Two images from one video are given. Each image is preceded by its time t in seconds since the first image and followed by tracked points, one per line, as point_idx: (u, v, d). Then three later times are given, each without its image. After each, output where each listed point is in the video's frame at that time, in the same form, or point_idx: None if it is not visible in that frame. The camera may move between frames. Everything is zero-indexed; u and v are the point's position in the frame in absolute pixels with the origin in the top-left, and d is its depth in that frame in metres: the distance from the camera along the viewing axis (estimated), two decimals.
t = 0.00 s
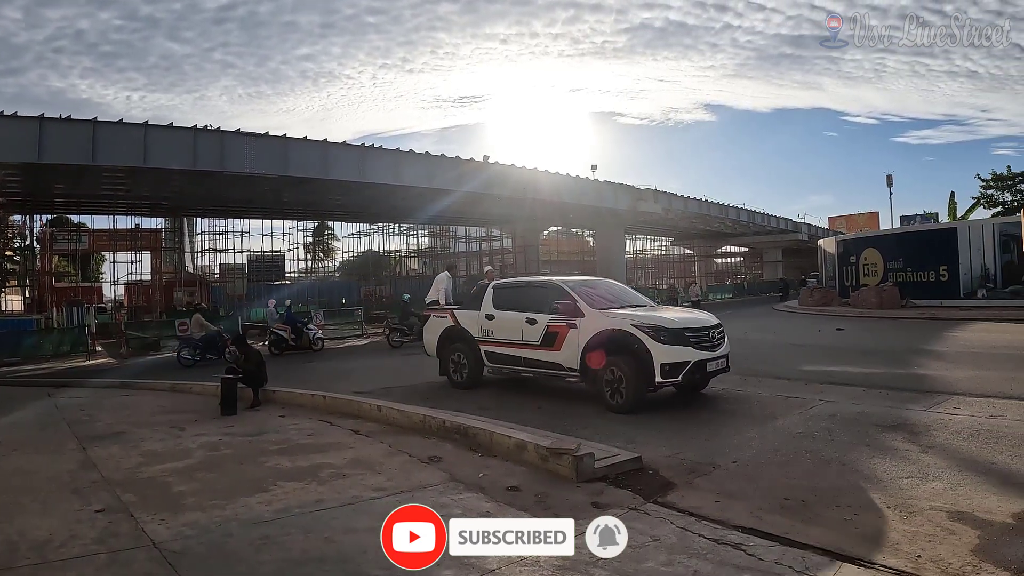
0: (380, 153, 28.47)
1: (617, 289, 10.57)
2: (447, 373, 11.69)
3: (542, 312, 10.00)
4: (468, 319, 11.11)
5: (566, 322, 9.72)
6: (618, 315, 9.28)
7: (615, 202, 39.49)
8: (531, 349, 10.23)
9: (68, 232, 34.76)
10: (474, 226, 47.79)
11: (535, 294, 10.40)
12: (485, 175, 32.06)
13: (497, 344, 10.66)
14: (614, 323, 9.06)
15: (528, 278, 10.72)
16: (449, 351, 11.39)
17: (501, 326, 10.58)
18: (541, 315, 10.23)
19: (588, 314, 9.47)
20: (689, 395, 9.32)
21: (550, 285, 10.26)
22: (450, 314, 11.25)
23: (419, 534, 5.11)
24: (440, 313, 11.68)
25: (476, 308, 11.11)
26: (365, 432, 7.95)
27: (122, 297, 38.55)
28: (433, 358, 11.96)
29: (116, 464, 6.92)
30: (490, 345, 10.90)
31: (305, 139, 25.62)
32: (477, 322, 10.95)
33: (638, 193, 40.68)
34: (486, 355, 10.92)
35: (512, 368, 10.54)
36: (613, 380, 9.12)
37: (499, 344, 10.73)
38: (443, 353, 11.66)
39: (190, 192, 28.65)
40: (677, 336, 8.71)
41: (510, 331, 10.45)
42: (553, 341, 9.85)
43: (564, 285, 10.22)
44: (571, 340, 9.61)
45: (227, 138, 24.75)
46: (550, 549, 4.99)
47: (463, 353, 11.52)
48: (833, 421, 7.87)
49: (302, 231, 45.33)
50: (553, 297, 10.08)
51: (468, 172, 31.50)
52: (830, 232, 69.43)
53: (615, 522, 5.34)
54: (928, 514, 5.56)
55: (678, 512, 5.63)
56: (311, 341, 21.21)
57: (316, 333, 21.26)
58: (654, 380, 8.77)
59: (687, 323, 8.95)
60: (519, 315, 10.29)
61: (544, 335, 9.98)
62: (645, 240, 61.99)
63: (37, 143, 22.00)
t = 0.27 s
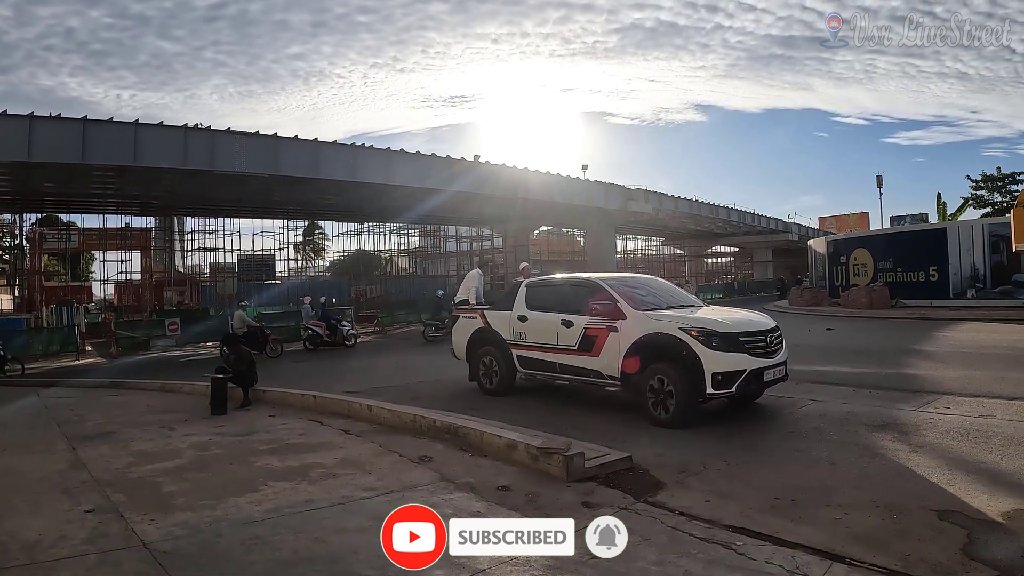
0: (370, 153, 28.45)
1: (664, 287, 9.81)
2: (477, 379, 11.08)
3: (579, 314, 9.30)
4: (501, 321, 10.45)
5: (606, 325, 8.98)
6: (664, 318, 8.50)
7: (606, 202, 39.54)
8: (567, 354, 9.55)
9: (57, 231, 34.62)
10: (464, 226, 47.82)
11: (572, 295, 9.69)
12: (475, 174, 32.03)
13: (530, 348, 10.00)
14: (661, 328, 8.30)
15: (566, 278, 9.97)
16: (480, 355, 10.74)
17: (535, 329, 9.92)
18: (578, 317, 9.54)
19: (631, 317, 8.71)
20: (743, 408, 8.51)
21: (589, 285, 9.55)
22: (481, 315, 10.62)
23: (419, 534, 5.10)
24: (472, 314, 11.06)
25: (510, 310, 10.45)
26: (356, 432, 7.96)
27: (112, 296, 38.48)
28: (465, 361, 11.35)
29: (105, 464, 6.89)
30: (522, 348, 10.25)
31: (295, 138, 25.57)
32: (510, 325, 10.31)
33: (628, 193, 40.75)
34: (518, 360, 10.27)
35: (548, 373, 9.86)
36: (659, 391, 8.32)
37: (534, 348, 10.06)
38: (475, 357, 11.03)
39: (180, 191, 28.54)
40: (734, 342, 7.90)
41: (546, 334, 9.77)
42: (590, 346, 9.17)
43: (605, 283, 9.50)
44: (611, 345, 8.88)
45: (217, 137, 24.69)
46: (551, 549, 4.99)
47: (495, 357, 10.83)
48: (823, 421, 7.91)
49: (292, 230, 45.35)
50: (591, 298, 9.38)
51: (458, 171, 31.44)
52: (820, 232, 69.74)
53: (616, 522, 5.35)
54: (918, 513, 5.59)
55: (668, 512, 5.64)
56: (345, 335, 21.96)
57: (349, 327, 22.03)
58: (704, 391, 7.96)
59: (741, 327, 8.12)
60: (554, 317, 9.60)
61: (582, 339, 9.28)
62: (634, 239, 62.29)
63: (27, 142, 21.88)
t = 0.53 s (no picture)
0: (361, 152, 28.42)
1: (727, 284, 8.85)
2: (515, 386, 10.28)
3: (633, 316, 8.42)
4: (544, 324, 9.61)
5: (664, 329, 8.08)
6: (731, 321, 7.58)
7: (596, 201, 39.63)
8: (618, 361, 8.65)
9: (46, 230, 34.49)
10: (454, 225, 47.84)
11: (624, 294, 8.83)
12: (464, 173, 31.99)
13: (576, 354, 9.14)
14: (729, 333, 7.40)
15: (616, 275, 9.07)
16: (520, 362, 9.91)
17: (583, 333, 9.05)
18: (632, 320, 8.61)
19: (693, 321, 7.80)
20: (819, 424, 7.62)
21: (643, 283, 8.67)
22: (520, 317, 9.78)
23: (419, 534, 5.09)
24: (510, 316, 10.23)
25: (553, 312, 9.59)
26: (346, 432, 7.96)
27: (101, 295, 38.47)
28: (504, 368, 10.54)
29: (94, 465, 6.86)
30: (567, 355, 9.39)
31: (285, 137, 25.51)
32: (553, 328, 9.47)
33: (618, 193, 40.86)
34: (563, 366, 9.37)
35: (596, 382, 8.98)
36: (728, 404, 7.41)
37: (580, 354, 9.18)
38: (512, 362, 10.23)
39: (169, 190, 28.44)
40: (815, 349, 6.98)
41: (595, 339, 8.89)
42: (646, 353, 8.26)
43: (662, 280, 8.60)
44: (670, 352, 7.99)
45: (207, 136, 24.61)
46: (549, 549, 4.99)
47: (535, 363, 9.98)
48: (813, 424, 7.96)
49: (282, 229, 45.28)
50: (646, 298, 8.51)
51: (447, 170, 31.39)
52: (809, 232, 70.01)
53: (615, 522, 5.35)
54: (907, 512, 5.61)
55: (658, 511, 5.66)
56: (379, 331, 22.71)
57: (382, 323, 22.77)
58: (782, 406, 7.04)
59: (822, 332, 7.16)
60: (604, 319, 8.73)
61: (636, 345, 8.38)
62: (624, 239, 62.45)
63: (16, 140, 21.76)
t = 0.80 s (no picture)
0: (353, 152, 28.42)
1: (802, 283, 8.14)
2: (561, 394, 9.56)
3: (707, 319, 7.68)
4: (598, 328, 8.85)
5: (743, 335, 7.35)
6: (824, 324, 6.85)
7: (588, 200, 39.70)
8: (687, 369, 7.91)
9: (36, 229, 34.34)
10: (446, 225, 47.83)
11: (692, 294, 8.10)
12: (456, 173, 31.98)
13: (638, 361, 8.37)
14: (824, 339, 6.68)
15: (683, 274, 8.32)
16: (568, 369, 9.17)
17: (646, 338, 8.29)
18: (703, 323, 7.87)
19: (778, 325, 7.08)
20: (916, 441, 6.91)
21: (713, 281, 7.95)
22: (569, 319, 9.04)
23: (419, 534, 5.07)
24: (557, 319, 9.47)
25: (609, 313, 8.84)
26: (337, 431, 7.96)
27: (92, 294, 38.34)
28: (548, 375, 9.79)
29: (85, 465, 6.84)
30: (624, 362, 8.63)
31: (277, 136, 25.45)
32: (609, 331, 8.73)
33: (611, 192, 40.95)
34: (620, 374, 8.62)
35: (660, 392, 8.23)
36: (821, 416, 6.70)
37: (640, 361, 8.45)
38: (557, 370, 9.51)
39: (160, 189, 28.34)
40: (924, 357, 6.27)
41: (659, 344, 8.15)
42: (722, 359, 7.52)
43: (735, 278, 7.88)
44: (753, 358, 7.23)
45: (199, 136, 24.55)
46: (550, 550, 4.99)
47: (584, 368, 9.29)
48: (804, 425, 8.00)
49: (274, 228, 45.20)
50: (718, 299, 7.79)
51: (439, 169, 31.37)
52: (801, 233, 70.19)
53: (616, 522, 5.36)
54: (897, 511, 5.64)
55: (649, 510, 5.67)
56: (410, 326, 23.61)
57: (413, 318, 23.69)
58: (887, 422, 6.35)
59: (927, 337, 6.45)
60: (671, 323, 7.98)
61: (710, 351, 7.64)
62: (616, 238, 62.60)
63: (7, 139, 21.65)
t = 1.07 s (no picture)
0: (339, 150, 28.41)
1: (891, 282, 7.48)
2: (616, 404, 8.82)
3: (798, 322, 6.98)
4: (664, 332, 8.08)
5: (841, 341, 6.66)
6: (938, 329, 6.19)
7: (574, 198, 39.90)
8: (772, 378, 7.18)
9: (21, 226, 34.13)
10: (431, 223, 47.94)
11: (775, 293, 7.40)
12: (442, 171, 32.03)
13: (712, 368, 7.61)
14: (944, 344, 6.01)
15: (762, 270, 7.56)
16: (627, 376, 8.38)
17: (722, 343, 7.52)
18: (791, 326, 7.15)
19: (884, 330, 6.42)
20: None
21: (799, 279, 7.28)
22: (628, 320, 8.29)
23: (419, 534, 4.98)
24: (612, 321, 8.67)
25: (676, 314, 8.07)
26: (322, 430, 7.97)
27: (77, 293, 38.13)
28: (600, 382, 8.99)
29: (70, 464, 6.81)
30: (693, 368, 7.87)
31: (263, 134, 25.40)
32: (676, 334, 7.99)
33: (597, 191, 41.17)
34: (686, 384, 7.87)
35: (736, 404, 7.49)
36: (939, 426, 6.03)
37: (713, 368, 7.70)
38: (608, 375, 8.74)
39: (145, 186, 28.19)
40: None
41: (737, 349, 7.42)
42: (817, 368, 6.80)
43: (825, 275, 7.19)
44: (856, 366, 6.53)
45: (185, 133, 24.46)
46: (549, 549, 4.95)
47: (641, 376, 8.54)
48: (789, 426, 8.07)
49: (260, 226, 45.12)
50: (808, 299, 7.11)
51: (426, 167, 31.43)
52: (787, 232, 70.64)
53: (616, 522, 5.34)
54: (883, 509, 5.68)
55: (634, 509, 5.68)
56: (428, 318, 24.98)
57: (431, 310, 25.02)
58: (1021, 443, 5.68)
59: None
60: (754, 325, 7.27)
61: (802, 358, 6.91)
62: (602, 238, 62.87)
63: None
